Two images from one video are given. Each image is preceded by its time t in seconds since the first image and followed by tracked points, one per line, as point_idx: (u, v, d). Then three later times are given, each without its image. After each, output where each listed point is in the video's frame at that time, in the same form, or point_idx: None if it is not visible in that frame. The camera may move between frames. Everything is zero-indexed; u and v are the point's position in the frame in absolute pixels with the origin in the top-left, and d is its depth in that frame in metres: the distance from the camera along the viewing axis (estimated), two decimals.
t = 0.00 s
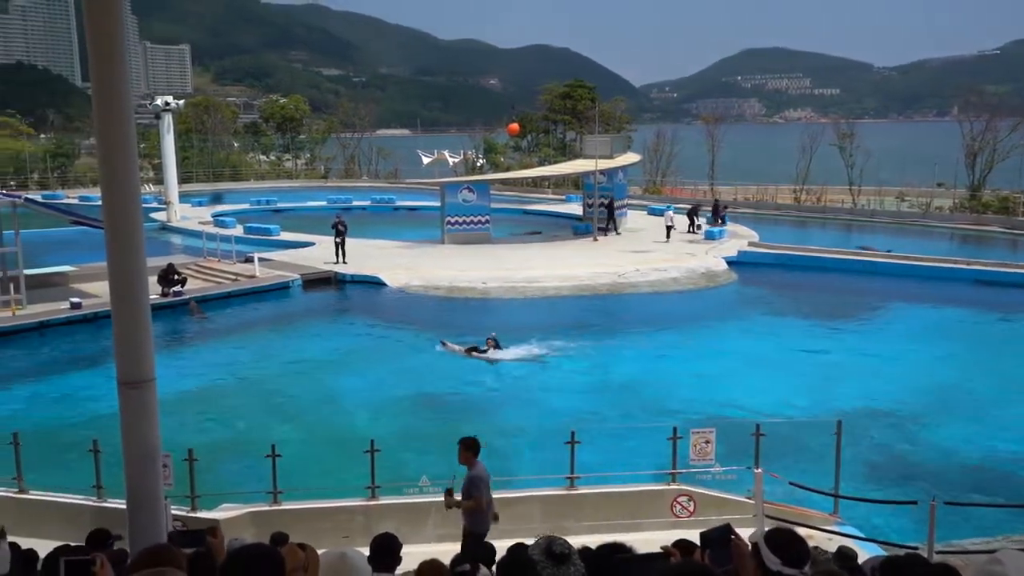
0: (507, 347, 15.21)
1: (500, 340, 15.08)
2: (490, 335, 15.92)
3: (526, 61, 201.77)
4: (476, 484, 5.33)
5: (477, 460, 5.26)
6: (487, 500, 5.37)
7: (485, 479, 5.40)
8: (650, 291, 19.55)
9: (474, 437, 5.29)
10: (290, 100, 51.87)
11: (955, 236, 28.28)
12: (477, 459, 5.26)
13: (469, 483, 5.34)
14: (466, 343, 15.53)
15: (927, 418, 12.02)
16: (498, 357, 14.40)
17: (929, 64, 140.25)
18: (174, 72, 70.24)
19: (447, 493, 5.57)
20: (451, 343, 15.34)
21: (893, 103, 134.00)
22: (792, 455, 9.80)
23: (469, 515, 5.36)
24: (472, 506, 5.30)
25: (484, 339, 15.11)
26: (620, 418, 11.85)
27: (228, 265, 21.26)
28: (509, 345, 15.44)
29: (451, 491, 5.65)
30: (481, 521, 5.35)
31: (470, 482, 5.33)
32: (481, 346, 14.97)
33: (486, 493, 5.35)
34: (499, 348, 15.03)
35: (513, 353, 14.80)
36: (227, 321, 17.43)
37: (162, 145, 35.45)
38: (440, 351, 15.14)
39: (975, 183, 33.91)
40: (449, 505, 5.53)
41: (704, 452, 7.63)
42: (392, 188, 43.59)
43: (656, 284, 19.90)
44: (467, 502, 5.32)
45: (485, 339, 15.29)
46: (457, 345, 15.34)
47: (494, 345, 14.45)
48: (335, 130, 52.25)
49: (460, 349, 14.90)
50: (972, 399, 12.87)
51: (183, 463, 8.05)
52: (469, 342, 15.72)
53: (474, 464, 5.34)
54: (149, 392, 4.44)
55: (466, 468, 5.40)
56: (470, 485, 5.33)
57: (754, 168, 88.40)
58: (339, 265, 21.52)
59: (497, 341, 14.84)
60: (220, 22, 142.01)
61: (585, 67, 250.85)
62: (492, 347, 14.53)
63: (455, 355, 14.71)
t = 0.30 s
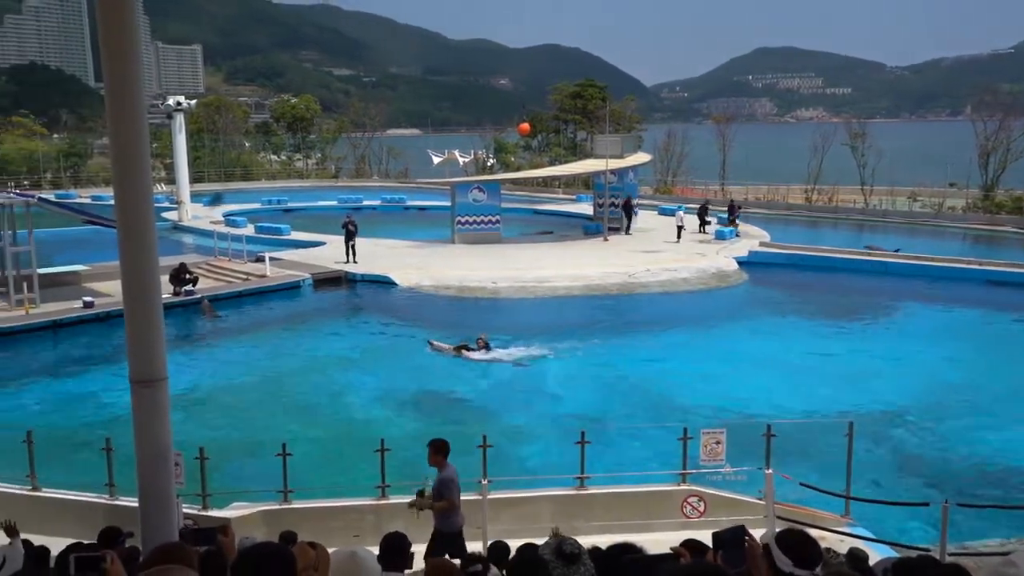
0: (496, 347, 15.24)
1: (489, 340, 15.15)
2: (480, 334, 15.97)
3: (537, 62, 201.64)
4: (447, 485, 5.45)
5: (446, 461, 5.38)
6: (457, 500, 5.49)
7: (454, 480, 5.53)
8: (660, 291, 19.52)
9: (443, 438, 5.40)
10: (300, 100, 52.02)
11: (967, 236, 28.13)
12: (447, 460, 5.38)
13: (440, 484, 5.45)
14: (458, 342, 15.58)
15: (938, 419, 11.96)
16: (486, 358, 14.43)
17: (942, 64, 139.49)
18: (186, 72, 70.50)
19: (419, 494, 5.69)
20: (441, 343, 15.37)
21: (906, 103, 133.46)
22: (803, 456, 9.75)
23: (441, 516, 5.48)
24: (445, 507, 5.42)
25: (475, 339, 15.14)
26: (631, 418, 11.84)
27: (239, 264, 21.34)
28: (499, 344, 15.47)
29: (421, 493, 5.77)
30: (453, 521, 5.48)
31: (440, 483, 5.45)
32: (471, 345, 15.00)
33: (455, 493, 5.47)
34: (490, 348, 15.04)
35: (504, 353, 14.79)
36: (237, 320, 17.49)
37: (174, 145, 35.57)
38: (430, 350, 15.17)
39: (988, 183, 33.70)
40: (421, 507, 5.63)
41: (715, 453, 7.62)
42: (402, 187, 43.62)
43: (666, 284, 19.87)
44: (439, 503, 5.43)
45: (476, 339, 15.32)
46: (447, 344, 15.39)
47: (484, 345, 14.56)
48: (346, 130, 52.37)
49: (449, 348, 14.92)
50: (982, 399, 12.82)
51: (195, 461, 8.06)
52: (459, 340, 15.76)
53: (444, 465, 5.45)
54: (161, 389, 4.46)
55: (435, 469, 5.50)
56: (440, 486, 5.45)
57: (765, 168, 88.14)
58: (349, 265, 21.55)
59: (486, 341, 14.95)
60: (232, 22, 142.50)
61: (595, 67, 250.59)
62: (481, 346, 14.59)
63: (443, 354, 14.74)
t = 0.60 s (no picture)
0: (484, 346, 15.26)
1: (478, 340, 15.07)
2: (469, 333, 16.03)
3: (547, 61, 201.65)
4: (414, 484, 5.49)
5: (413, 458, 5.46)
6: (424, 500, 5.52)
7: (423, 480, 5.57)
8: (670, 291, 19.49)
9: (411, 436, 5.50)
10: (311, 100, 52.18)
11: (980, 236, 27.96)
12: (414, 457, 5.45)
13: (408, 483, 5.50)
14: (449, 340, 15.61)
15: (950, 420, 11.89)
16: (473, 357, 14.42)
17: (955, 63, 138.68)
18: (197, 72, 70.79)
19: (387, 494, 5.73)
20: (428, 341, 15.41)
21: (919, 102, 132.75)
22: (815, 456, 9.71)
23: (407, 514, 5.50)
24: (411, 506, 5.44)
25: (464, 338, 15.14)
26: (642, 418, 11.83)
27: (250, 263, 21.42)
28: (487, 343, 15.50)
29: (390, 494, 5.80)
30: (419, 519, 5.49)
31: (408, 481, 5.50)
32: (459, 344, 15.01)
33: (423, 493, 5.51)
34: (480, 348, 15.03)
35: (493, 353, 14.77)
36: (248, 320, 17.54)
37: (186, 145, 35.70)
38: (419, 349, 15.20)
39: (1001, 183, 33.49)
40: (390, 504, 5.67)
41: (725, 453, 7.61)
42: (412, 187, 43.69)
43: (677, 284, 19.83)
44: (405, 502, 5.47)
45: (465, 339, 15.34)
46: (435, 343, 15.43)
47: (473, 344, 14.49)
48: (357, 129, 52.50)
49: (437, 347, 14.93)
50: (993, 399, 12.79)
51: (205, 459, 8.07)
52: (446, 339, 15.84)
53: (411, 465, 5.52)
54: (171, 389, 4.49)
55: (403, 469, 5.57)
56: (408, 486, 5.49)
57: (777, 168, 87.89)
58: (360, 264, 21.60)
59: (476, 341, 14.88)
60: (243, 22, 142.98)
61: (605, 67, 250.27)
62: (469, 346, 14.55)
63: (432, 353, 14.74)
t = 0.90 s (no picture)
0: (474, 346, 15.21)
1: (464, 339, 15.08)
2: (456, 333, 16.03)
3: (558, 61, 201.61)
4: (381, 484, 5.60)
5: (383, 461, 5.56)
6: (396, 500, 5.65)
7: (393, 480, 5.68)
8: (681, 291, 19.46)
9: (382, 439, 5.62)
10: (322, 100, 52.36)
11: (993, 237, 27.80)
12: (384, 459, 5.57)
13: (376, 483, 5.62)
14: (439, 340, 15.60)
15: (960, 422, 11.81)
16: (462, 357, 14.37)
17: (968, 63, 137.92)
18: (209, 73, 71.08)
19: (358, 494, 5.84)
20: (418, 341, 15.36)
21: (932, 103, 132.09)
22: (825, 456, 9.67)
23: (378, 513, 5.63)
24: (379, 506, 5.57)
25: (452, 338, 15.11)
26: (653, 418, 11.82)
27: (261, 263, 21.49)
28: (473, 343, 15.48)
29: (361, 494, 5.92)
30: (389, 520, 5.61)
31: (379, 483, 5.61)
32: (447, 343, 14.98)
33: (395, 492, 5.63)
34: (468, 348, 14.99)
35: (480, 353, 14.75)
36: (258, 319, 17.59)
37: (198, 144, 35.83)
38: (408, 350, 15.14)
39: (1014, 183, 33.28)
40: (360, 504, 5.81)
41: (735, 454, 7.59)
42: (422, 186, 43.74)
43: (687, 284, 19.79)
44: (373, 501, 5.59)
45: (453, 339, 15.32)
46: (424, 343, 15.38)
47: (459, 343, 14.49)
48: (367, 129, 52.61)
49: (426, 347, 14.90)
50: (1004, 401, 12.73)
51: (216, 458, 8.07)
52: (436, 339, 15.83)
53: (383, 466, 5.64)
54: (182, 388, 4.50)
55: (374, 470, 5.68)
56: (378, 486, 5.61)
57: (788, 168, 87.66)
58: (370, 264, 21.63)
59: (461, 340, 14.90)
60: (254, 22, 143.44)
61: (616, 66, 249.97)
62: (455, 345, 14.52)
63: (420, 353, 14.72)
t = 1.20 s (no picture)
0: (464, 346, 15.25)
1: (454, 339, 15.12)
2: (443, 331, 16.10)
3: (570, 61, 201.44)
4: (358, 483, 5.59)
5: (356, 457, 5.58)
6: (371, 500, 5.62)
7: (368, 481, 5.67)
8: (692, 292, 19.41)
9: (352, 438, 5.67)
10: (334, 100, 52.50)
11: (1007, 237, 27.62)
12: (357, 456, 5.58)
13: (352, 484, 5.60)
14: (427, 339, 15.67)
15: (973, 424, 11.75)
16: (449, 356, 14.44)
17: (983, 62, 137.00)
18: (222, 73, 71.38)
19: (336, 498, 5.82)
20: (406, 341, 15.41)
21: (947, 103, 131.32)
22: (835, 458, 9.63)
23: (355, 512, 5.58)
24: (356, 504, 5.52)
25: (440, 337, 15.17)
26: (663, 419, 11.80)
27: (273, 262, 21.58)
28: (460, 342, 15.55)
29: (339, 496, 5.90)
30: (367, 518, 5.57)
31: (355, 482, 5.60)
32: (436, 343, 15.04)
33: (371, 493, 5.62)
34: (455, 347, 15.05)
35: (467, 352, 14.82)
36: (270, 318, 17.65)
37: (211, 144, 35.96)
38: (397, 349, 15.20)
39: None
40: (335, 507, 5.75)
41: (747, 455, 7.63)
42: (434, 186, 43.81)
43: (699, 284, 19.74)
44: (350, 502, 5.55)
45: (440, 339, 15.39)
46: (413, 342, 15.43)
47: (449, 344, 14.54)
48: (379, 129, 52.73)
49: (414, 346, 14.96)
50: (1018, 402, 12.67)
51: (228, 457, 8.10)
52: (424, 339, 15.90)
53: (356, 467, 5.65)
54: (194, 386, 4.52)
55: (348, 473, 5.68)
56: (352, 488, 5.58)
57: (800, 168, 87.40)
58: (382, 264, 21.68)
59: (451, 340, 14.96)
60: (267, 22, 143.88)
61: (627, 67, 249.65)
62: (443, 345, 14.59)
63: (408, 352, 14.78)
